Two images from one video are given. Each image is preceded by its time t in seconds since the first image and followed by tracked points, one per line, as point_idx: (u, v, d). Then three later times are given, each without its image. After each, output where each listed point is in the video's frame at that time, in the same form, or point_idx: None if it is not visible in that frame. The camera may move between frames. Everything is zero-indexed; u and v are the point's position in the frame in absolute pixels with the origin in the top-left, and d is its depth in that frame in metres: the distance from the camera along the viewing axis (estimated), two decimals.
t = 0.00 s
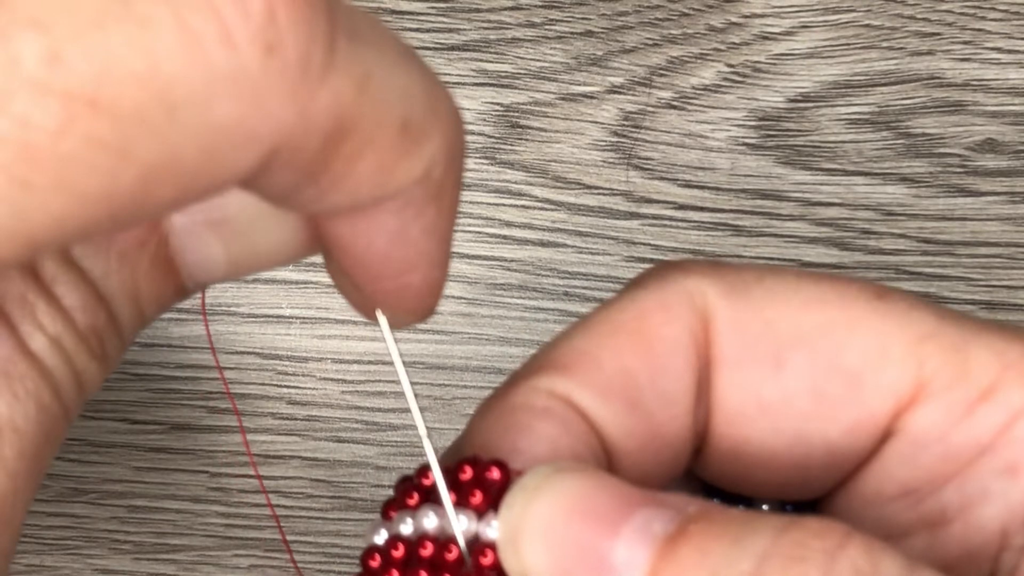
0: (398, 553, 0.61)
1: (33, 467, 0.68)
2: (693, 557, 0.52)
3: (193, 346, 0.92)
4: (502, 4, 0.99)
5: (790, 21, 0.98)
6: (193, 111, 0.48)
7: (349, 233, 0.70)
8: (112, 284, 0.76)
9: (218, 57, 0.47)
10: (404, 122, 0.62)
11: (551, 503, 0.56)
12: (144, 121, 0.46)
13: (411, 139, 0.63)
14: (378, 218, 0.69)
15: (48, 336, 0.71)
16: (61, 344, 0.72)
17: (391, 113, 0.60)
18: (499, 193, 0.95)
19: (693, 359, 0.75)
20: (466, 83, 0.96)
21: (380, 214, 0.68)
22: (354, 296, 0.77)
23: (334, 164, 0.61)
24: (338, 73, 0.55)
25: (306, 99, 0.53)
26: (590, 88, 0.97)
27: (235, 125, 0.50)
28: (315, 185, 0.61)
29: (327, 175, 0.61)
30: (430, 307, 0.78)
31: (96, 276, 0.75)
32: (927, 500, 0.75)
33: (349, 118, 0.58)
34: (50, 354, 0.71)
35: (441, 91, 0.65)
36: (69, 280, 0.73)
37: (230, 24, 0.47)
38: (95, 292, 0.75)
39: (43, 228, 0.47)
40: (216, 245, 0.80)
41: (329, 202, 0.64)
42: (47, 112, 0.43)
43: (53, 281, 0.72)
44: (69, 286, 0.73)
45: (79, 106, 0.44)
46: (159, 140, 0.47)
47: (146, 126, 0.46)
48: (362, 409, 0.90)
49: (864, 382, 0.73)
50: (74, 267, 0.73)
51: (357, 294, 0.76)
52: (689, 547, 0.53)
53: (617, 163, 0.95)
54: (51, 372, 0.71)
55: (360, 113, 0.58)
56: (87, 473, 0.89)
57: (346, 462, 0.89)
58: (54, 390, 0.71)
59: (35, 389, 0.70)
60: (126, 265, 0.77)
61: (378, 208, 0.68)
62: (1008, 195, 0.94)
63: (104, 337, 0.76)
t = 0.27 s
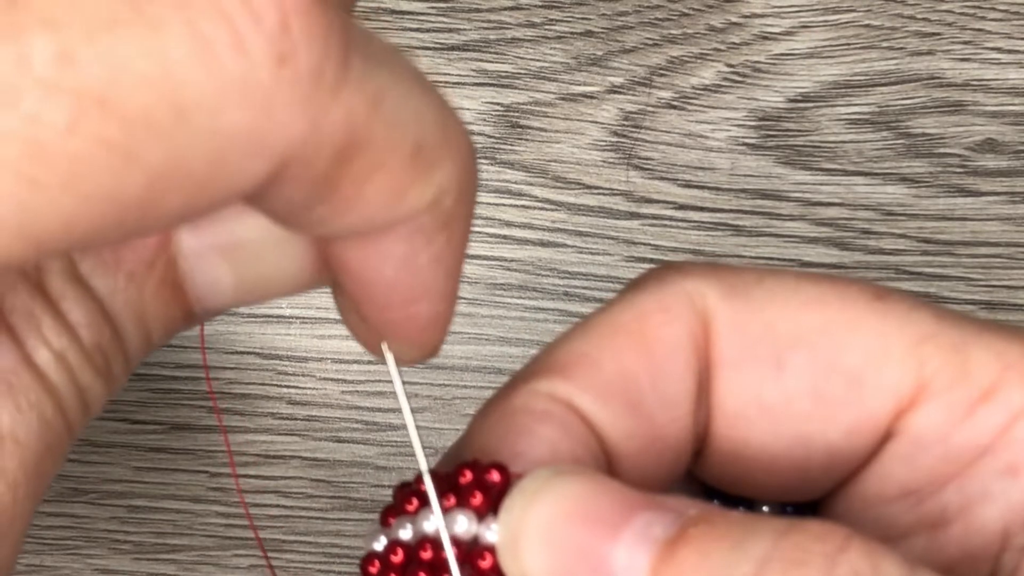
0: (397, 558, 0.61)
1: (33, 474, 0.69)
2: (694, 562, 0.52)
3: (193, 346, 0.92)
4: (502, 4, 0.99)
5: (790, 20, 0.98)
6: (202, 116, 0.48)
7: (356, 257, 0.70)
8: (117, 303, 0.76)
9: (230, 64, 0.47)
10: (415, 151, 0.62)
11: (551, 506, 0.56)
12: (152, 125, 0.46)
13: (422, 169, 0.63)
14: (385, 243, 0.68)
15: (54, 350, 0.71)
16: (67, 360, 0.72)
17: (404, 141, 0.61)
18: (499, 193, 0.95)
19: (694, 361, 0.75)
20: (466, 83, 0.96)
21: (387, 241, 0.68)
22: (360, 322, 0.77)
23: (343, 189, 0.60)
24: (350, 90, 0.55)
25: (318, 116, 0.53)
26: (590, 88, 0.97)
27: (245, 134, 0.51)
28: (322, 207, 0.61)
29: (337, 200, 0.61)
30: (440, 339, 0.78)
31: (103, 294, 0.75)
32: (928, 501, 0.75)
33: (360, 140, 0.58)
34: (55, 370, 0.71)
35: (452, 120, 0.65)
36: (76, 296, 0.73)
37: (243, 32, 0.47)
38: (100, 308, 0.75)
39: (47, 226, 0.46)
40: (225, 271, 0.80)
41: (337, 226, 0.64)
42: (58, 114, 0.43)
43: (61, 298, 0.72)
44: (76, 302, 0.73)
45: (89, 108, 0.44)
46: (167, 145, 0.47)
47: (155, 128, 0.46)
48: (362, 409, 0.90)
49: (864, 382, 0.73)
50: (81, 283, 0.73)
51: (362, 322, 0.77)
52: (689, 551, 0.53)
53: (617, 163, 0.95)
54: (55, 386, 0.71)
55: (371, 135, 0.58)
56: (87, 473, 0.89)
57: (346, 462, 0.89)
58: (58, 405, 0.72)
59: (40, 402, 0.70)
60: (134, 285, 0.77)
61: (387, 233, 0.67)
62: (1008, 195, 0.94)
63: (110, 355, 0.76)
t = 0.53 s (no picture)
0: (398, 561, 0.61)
1: (26, 455, 0.70)
2: (696, 565, 0.52)
3: (193, 346, 0.92)
4: (502, 4, 0.99)
5: (791, 21, 0.98)
6: (188, 107, 0.48)
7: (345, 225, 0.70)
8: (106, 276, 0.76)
9: (214, 53, 0.47)
10: (401, 114, 0.62)
11: (551, 511, 0.56)
12: (138, 117, 0.46)
13: (408, 131, 0.63)
14: (374, 210, 0.69)
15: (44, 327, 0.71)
16: (57, 338, 0.72)
17: (393, 109, 0.61)
18: (499, 193, 0.95)
19: (696, 364, 0.75)
20: (466, 83, 0.96)
21: (376, 206, 0.68)
22: (352, 290, 0.77)
23: (333, 157, 0.61)
24: (337, 66, 0.54)
25: (304, 96, 0.53)
26: (590, 88, 0.97)
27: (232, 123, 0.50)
28: (308, 176, 0.61)
29: (325, 168, 0.61)
30: (428, 295, 0.78)
31: (91, 268, 0.74)
32: (930, 502, 0.75)
33: (349, 113, 0.58)
34: (45, 347, 0.72)
35: (438, 83, 0.65)
36: (63, 273, 0.72)
37: (226, 19, 0.47)
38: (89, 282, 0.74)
39: (35, 218, 0.47)
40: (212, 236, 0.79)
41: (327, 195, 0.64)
42: (39, 110, 0.43)
43: (48, 275, 0.72)
44: (64, 279, 0.72)
45: (73, 103, 0.44)
46: (153, 136, 0.47)
47: (142, 119, 0.46)
48: (361, 409, 0.90)
49: (866, 385, 0.73)
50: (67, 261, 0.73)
51: (352, 285, 0.76)
52: (691, 554, 0.53)
53: (617, 163, 0.95)
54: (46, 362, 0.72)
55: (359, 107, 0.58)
56: (87, 473, 0.89)
57: (346, 462, 0.89)
58: (49, 382, 0.72)
59: (31, 381, 0.70)
60: (122, 257, 0.76)
61: (376, 199, 0.68)
62: (1008, 195, 0.94)
63: (100, 329, 0.76)
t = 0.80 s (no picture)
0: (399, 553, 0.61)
1: (42, 468, 0.70)
2: (698, 562, 0.52)
3: (193, 347, 0.92)
4: (502, 4, 0.99)
5: (790, 20, 0.98)
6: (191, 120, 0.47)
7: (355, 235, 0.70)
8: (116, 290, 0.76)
9: (217, 65, 0.47)
10: (410, 124, 0.62)
11: (554, 506, 0.57)
12: (141, 132, 0.46)
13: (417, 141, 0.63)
14: (383, 219, 0.68)
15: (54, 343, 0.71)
16: (67, 353, 0.72)
17: (399, 116, 0.60)
18: (499, 193, 0.95)
19: (699, 363, 0.75)
20: (466, 83, 0.97)
21: (385, 216, 0.68)
22: (361, 295, 0.76)
23: (342, 168, 0.60)
24: (339, 75, 0.54)
25: (308, 107, 0.53)
26: (590, 88, 0.97)
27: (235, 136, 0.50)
28: (315, 189, 0.60)
29: (333, 180, 0.61)
30: (436, 305, 0.78)
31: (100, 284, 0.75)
32: (934, 500, 0.75)
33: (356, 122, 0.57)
34: (55, 362, 0.71)
35: (444, 89, 0.64)
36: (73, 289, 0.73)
37: (229, 31, 0.47)
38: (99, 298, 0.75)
39: (42, 237, 0.47)
40: (221, 245, 0.79)
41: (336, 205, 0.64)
42: (41, 126, 0.43)
43: (59, 290, 0.72)
44: (74, 294, 0.73)
45: (76, 120, 0.44)
46: (156, 151, 0.47)
47: (145, 134, 0.46)
48: (361, 409, 0.90)
49: (870, 385, 0.73)
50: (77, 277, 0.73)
51: (362, 289, 0.76)
52: (693, 550, 0.53)
53: (617, 163, 0.95)
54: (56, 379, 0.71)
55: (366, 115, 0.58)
56: (87, 474, 0.89)
57: (346, 462, 0.89)
58: (59, 398, 0.71)
59: (40, 399, 0.70)
60: (133, 271, 0.76)
61: (386, 208, 0.67)
62: (1008, 195, 0.94)
63: (110, 344, 0.76)
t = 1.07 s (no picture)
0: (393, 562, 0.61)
1: (40, 473, 0.69)
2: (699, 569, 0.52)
3: (193, 346, 0.92)
4: (502, 4, 0.99)
5: (791, 20, 0.98)
6: (204, 141, 0.48)
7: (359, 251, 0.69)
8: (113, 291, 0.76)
9: (230, 87, 0.47)
10: (417, 141, 0.62)
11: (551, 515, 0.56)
12: (155, 154, 0.46)
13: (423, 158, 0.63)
14: (388, 235, 0.68)
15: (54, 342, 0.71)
16: (66, 352, 0.72)
17: (407, 133, 0.60)
18: (499, 193, 0.95)
19: (696, 368, 0.75)
20: (466, 83, 0.97)
21: (389, 232, 0.68)
22: (363, 308, 0.76)
23: (349, 185, 0.60)
24: (350, 97, 0.54)
25: (318, 128, 0.53)
26: (590, 88, 0.97)
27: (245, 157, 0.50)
28: (320, 207, 0.60)
29: (339, 198, 0.61)
30: (437, 318, 0.77)
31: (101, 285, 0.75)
32: (933, 503, 0.75)
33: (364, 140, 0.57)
34: (54, 362, 0.71)
35: (455, 107, 0.65)
36: (73, 290, 0.73)
37: (243, 53, 0.47)
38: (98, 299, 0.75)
39: (52, 257, 0.46)
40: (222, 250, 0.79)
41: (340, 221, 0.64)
42: (56, 148, 0.43)
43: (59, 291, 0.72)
44: (74, 295, 0.73)
45: (92, 143, 0.43)
46: (169, 171, 0.47)
47: (159, 155, 0.46)
48: (361, 409, 0.90)
49: (869, 390, 0.73)
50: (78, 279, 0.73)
51: (361, 302, 0.75)
52: (694, 557, 0.53)
53: (617, 163, 0.95)
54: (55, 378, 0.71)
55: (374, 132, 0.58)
56: (87, 473, 0.89)
57: (346, 462, 0.89)
58: (58, 397, 0.71)
59: (41, 400, 0.70)
60: (132, 272, 0.77)
61: (391, 225, 0.67)
62: (1008, 195, 0.94)
63: (107, 345, 0.76)
